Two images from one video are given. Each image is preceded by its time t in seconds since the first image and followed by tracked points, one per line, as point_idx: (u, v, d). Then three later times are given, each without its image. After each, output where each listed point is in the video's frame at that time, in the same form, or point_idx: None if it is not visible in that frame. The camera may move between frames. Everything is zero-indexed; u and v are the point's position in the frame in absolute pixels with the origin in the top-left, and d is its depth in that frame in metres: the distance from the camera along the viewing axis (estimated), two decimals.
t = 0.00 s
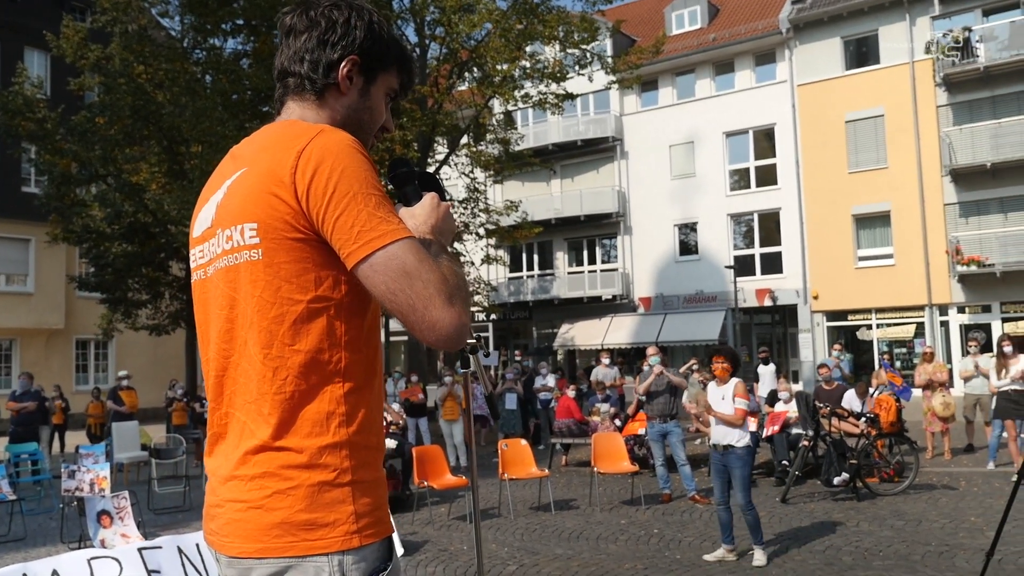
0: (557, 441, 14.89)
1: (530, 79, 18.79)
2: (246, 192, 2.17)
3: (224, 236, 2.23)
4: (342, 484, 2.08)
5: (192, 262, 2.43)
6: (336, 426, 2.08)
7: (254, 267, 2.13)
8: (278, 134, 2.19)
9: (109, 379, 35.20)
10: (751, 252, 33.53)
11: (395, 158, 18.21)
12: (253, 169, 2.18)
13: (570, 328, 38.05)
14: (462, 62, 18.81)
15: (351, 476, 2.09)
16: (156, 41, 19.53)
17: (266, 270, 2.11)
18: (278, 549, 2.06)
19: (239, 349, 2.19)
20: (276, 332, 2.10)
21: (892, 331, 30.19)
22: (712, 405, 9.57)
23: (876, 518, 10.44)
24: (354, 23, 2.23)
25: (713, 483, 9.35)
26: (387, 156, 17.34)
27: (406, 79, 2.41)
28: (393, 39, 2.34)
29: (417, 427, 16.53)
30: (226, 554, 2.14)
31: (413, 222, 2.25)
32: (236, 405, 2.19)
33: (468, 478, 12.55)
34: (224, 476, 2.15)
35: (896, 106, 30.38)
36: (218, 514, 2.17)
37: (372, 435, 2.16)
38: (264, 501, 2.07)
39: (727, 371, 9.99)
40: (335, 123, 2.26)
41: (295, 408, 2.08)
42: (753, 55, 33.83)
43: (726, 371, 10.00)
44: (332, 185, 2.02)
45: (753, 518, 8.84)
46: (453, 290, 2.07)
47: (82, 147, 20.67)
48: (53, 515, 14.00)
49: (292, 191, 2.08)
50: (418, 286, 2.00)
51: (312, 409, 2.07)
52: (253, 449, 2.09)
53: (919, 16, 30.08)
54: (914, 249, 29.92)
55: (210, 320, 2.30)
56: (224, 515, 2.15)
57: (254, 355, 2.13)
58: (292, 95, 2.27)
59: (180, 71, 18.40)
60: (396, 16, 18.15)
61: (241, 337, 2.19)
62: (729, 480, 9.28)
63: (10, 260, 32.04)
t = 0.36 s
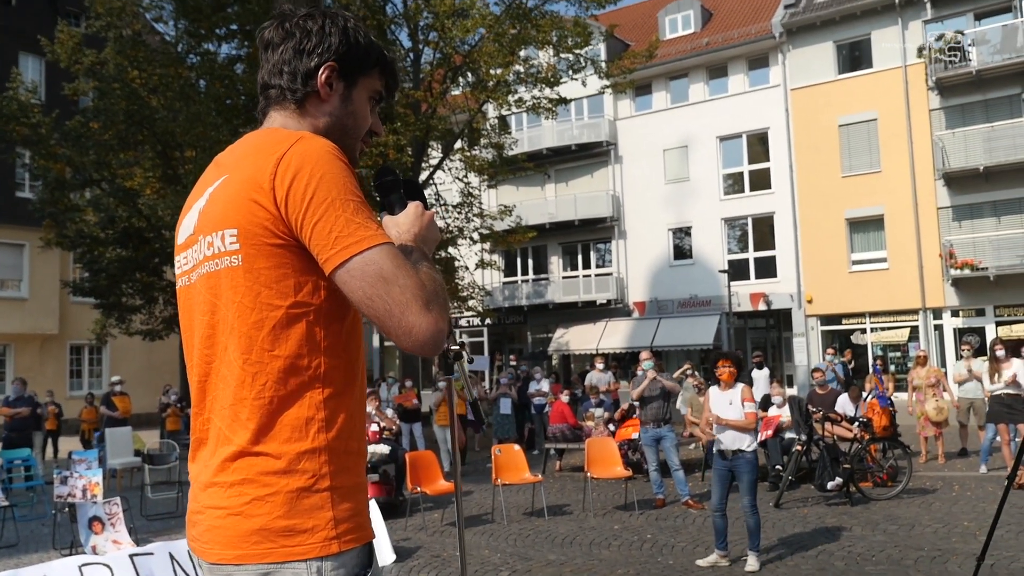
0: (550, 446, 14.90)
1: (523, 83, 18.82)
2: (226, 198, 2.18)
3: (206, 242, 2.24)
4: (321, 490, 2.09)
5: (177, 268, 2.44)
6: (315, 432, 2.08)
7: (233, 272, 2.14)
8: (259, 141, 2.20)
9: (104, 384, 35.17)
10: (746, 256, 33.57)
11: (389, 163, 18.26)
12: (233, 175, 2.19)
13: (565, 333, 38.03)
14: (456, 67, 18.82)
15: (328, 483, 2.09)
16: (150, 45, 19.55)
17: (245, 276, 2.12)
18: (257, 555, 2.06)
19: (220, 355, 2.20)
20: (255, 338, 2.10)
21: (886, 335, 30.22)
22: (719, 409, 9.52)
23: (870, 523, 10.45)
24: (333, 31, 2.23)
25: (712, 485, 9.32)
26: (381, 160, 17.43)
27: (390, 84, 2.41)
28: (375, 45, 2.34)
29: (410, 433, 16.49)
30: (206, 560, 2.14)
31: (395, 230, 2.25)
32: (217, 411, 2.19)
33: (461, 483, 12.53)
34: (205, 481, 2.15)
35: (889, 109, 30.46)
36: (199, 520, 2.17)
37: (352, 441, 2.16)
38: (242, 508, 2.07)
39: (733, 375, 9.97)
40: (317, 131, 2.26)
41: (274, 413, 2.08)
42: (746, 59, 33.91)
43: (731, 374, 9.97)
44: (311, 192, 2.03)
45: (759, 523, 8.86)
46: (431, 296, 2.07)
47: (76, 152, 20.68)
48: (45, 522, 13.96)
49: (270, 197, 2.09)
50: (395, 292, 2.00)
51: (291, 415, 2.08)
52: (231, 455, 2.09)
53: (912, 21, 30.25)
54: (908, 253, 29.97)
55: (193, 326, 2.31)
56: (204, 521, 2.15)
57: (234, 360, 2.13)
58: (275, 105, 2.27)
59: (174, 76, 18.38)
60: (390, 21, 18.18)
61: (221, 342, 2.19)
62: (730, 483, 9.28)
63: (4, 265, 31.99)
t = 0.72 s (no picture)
0: (547, 453, 14.92)
1: (521, 91, 18.91)
2: (211, 211, 2.20)
3: (192, 254, 2.26)
4: (304, 499, 2.10)
5: (166, 280, 2.47)
6: (298, 441, 2.10)
7: (218, 284, 2.16)
8: (243, 155, 2.22)
9: (102, 390, 35.19)
10: (744, 263, 33.61)
11: (387, 171, 18.34)
12: (219, 188, 2.22)
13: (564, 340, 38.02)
14: (455, 75, 18.90)
15: (311, 492, 2.11)
16: (150, 53, 19.67)
17: (230, 288, 2.14)
18: (241, 563, 2.08)
19: (205, 366, 2.22)
20: (240, 348, 2.12)
21: (884, 342, 30.22)
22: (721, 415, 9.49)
23: (865, 530, 10.44)
24: (318, 44, 2.26)
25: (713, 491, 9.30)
26: (378, 167, 17.52)
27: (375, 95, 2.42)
28: (360, 57, 2.35)
29: (407, 439, 16.50)
30: (190, 567, 2.16)
31: (382, 241, 2.27)
32: (203, 421, 2.22)
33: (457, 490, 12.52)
34: (190, 490, 2.17)
35: (886, 118, 30.52)
36: (184, 528, 2.19)
37: (336, 450, 2.17)
38: (226, 515, 2.09)
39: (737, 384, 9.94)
40: (303, 144, 2.28)
41: (258, 423, 2.10)
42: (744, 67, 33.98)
43: (736, 383, 9.95)
44: (294, 205, 2.05)
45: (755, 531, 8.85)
46: (413, 307, 2.09)
47: (75, 158, 20.76)
48: (41, 528, 13.97)
49: (254, 210, 2.11)
50: (377, 302, 2.01)
51: (275, 425, 2.10)
52: (216, 464, 2.11)
53: (908, 29, 30.36)
54: (906, 260, 30.00)
55: (181, 337, 2.33)
56: (189, 528, 2.17)
57: (219, 372, 2.15)
58: (261, 117, 2.30)
59: (173, 83, 18.41)
60: (388, 29, 18.27)
61: (206, 353, 2.22)
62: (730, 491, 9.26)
63: (3, 271, 32.01)
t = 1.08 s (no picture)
0: (547, 454, 14.93)
1: (523, 93, 18.93)
2: (203, 215, 2.22)
3: (183, 258, 2.28)
4: (292, 500, 2.12)
5: (157, 282, 2.47)
6: (288, 444, 2.12)
7: (209, 288, 2.17)
8: (236, 161, 2.23)
9: (103, 391, 35.30)
10: (745, 266, 33.60)
11: (388, 173, 18.42)
12: (211, 193, 2.23)
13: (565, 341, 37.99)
14: (456, 77, 18.94)
15: (300, 494, 2.13)
16: (152, 54, 19.72)
17: (221, 292, 2.15)
18: (229, 562, 2.10)
19: (197, 368, 2.24)
20: (230, 351, 2.14)
21: (885, 345, 30.20)
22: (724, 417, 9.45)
23: (864, 533, 10.43)
24: (312, 50, 2.27)
25: (713, 493, 9.27)
26: (379, 169, 17.63)
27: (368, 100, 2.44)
28: (353, 64, 2.37)
29: (407, 440, 16.54)
30: (180, 567, 2.17)
31: (372, 243, 2.29)
32: (194, 423, 2.23)
33: (456, 492, 12.54)
34: (180, 490, 2.19)
35: (888, 121, 30.50)
36: (174, 528, 2.21)
37: (325, 451, 2.19)
38: (215, 516, 2.11)
39: (739, 386, 9.92)
40: (296, 150, 2.30)
41: (246, 425, 2.12)
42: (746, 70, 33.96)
43: (738, 385, 9.93)
44: (285, 211, 2.07)
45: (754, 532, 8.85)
46: (403, 310, 2.10)
47: (77, 159, 20.85)
48: (42, 528, 14.04)
49: (245, 216, 2.13)
50: (367, 307, 2.03)
51: (265, 427, 2.12)
52: (206, 466, 2.13)
53: (910, 33, 30.32)
54: (907, 264, 29.97)
55: (172, 339, 2.35)
56: (179, 528, 2.19)
57: (210, 375, 2.17)
58: (254, 122, 2.31)
59: (175, 84, 18.41)
60: (389, 31, 18.33)
61: (198, 356, 2.23)
62: (729, 493, 9.26)
63: (5, 272, 32.11)
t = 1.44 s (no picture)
0: (550, 452, 14.95)
1: (524, 91, 18.95)
2: (196, 216, 2.23)
3: (176, 259, 2.29)
4: (284, 500, 2.14)
5: (151, 284, 2.49)
6: (280, 444, 2.13)
7: (202, 289, 2.19)
8: (229, 163, 2.25)
9: (108, 391, 35.43)
10: (748, 263, 33.56)
11: (390, 172, 18.45)
12: (203, 195, 2.24)
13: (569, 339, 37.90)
14: (458, 76, 18.93)
15: (292, 493, 2.14)
16: (153, 54, 19.77)
17: (213, 294, 2.17)
18: (222, 561, 2.12)
19: (190, 368, 2.25)
20: (223, 352, 2.16)
21: (888, 341, 30.16)
22: (721, 413, 9.39)
23: (866, 529, 10.43)
24: (306, 52, 2.29)
25: (710, 491, 9.26)
26: (381, 167, 17.69)
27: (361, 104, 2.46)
28: (346, 66, 2.39)
29: (410, 438, 16.58)
30: (173, 566, 2.19)
31: (365, 244, 2.30)
32: (188, 423, 2.25)
33: (459, 490, 12.57)
34: (173, 489, 2.21)
35: (891, 117, 30.42)
36: (167, 527, 2.22)
37: (318, 452, 2.20)
38: (208, 515, 2.13)
39: (735, 384, 9.88)
40: (289, 152, 2.31)
41: (240, 425, 2.14)
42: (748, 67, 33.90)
43: (734, 382, 9.88)
44: (278, 212, 2.08)
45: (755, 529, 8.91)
46: (395, 310, 2.12)
47: (80, 159, 20.95)
48: (46, 527, 14.12)
49: (238, 218, 2.14)
50: (360, 308, 2.05)
51: (257, 427, 2.13)
52: (199, 466, 2.15)
53: (913, 28, 30.24)
54: (910, 260, 29.91)
55: (166, 340, 2.36)
56: (172, 527, 2.20)
57: (202, 376, 2.19)
58: (248, 124, 2.32)
59: (177, 84, 18.48)
60: (391, 30, 18.35)
61: (191, 356, 2.25)
62: (726, 489, 9.25)
63: (10, 272, 32.25)
